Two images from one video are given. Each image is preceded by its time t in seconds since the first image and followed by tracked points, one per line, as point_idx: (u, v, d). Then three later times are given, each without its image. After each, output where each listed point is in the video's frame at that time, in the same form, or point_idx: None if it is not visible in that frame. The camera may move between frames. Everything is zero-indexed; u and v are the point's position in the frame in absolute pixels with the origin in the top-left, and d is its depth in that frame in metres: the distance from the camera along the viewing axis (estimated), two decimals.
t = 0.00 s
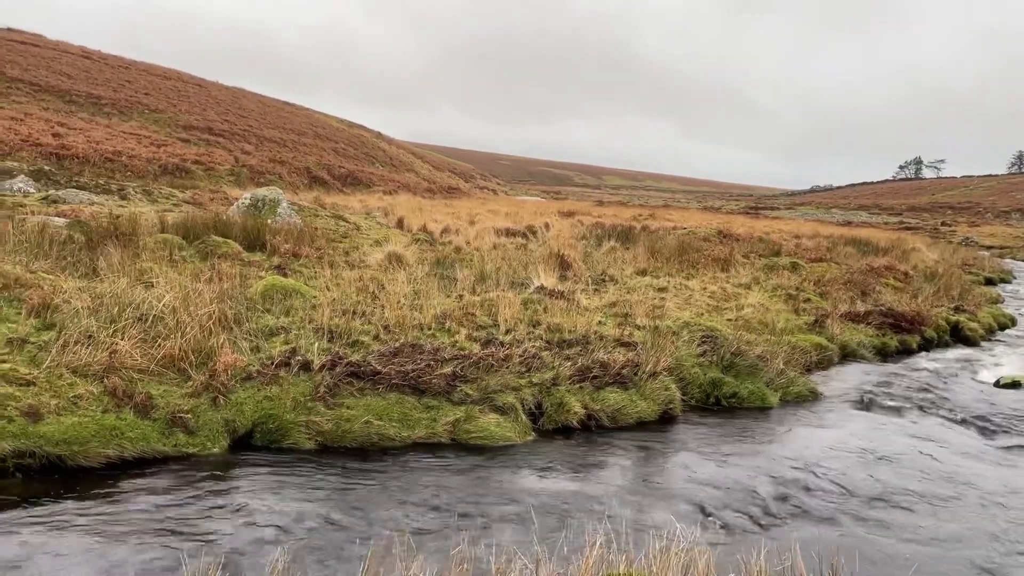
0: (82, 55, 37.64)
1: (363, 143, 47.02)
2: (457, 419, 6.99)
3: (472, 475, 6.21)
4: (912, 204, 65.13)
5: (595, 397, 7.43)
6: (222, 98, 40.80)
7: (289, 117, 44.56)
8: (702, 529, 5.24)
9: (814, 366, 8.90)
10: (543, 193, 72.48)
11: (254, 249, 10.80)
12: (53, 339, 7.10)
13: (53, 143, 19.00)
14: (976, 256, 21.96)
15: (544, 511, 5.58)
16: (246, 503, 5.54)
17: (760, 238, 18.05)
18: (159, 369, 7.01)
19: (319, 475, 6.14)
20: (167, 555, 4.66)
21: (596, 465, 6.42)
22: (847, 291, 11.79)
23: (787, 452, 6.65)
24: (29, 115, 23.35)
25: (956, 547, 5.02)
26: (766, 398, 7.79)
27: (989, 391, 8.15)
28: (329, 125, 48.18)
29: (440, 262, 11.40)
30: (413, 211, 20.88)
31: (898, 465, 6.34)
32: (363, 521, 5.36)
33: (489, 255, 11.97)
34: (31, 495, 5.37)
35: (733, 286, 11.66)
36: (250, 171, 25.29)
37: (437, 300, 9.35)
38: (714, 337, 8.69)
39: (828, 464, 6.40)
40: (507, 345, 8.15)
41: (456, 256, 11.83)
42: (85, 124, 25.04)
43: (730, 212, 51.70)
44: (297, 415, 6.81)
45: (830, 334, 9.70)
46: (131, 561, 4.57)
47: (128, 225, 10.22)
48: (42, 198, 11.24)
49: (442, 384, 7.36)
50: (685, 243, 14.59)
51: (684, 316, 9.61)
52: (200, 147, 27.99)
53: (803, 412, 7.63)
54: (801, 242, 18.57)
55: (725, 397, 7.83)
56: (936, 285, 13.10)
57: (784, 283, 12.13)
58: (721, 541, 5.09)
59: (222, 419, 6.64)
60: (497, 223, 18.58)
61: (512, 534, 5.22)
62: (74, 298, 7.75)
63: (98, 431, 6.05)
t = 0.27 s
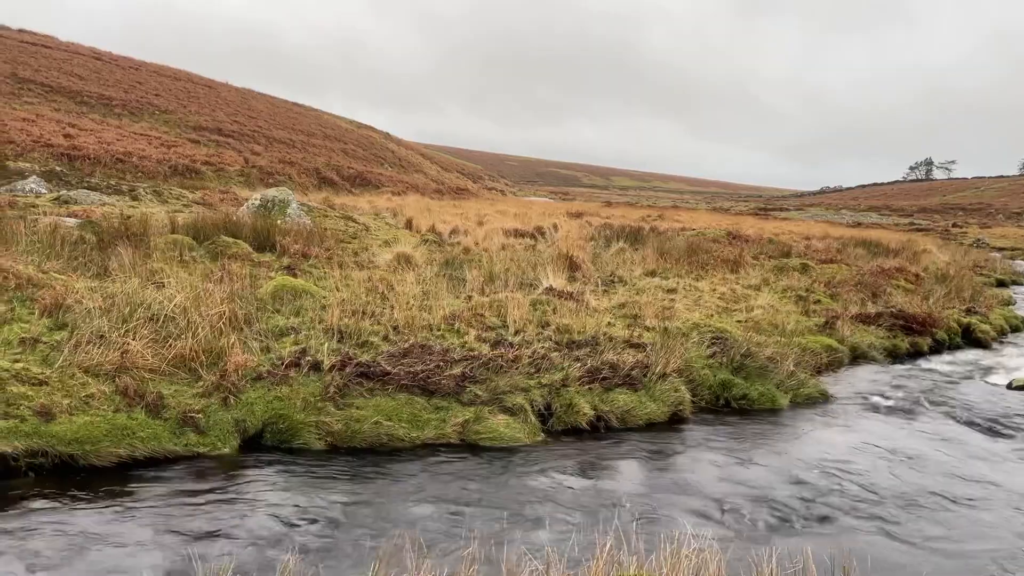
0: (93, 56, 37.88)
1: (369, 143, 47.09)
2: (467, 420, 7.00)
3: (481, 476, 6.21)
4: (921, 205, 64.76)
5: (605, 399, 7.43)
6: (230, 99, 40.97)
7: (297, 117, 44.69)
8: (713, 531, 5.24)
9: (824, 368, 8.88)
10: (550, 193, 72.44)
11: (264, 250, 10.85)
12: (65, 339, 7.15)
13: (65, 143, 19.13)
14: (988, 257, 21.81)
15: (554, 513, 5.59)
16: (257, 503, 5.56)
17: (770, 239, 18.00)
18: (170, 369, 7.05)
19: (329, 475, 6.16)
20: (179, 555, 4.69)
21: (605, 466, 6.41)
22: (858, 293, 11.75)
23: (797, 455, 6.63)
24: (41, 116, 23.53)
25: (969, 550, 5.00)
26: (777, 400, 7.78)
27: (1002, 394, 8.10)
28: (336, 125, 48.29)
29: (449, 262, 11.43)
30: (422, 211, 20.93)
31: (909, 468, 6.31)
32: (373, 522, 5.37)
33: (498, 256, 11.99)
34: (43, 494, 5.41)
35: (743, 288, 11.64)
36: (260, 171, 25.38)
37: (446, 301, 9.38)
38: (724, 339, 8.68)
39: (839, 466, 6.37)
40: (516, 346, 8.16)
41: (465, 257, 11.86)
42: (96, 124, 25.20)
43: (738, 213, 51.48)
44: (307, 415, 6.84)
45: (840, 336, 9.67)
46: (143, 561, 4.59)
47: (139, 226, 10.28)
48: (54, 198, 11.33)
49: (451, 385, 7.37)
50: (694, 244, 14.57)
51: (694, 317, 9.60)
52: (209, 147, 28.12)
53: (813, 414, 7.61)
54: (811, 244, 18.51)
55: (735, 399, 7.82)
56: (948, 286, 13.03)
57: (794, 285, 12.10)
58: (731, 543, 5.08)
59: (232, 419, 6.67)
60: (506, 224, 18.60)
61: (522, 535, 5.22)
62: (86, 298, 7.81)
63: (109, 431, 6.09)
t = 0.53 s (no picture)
0: (104, 57, 38.14)
1: (380, 144, 47.22)
2: (477, 420, 7.00)
3: (492, 476, 6.21)
4: (930, 206, 64.42)
5: (615, 399, 7.42)
6: (239, 99, 41.17)
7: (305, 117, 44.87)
8: (724, 532, 5.22)
9: (835, 370, 8.84)
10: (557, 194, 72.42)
11: (275, 250, 10.90)
12: (78, 338, 7.20)
13: (77, 144, 19.28)
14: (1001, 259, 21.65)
15: (564, 513, 5.58)
16: (268, 502, 5.58)
17: (780, 240, 17.95)
18: (182, 368, 7.09)
19: (340, 474, 6.18)
20: (190, 553, 4.71)
21: (616, 467, 6.41)
22: (870, 294, 11.70)
23: (808, 457, 6.61)
24: (54, 117, 23.70)
25: (983, 553, 4.96)
26: (788, 402, 7.75)
27: (1016, 396, 8.05)
28: (344, 125, 48.42)
29: (460, 263, 11.45)
30: (432, 212, 20.98)
31: (923, 470, 6.28)
32: (385, 521, 5.38)
33: (508, 256, 12.00)
34: (56, 492, 5.44)
35: (754, 289, 11.61)
36: (271, 171, 25.47)
37: (456, 301, 9.39)
38: (735, 340, 8.67)
39: (851, 468, 6.34)
40: (526, 346, 8.17)
41: (475, 258, 11.88)
42: (107, 125, 25.38)
43: (747, 214, 51.31)
44: (318, 415, 6.86)
45: (852, 337, 9.64)
46: (155, 558, 4.61)
47: (151, 226, 10.35)
48: (67, 198, 11.41)
49: (461, 385, 7.39)
50: (704, 245, 14.55)
51: (704, 318, 9.58)
52: (218, 148, 28.28)
53: (825, 416, 7.58)
54: (822, 245, 18.44)
55: (746, 400, 7.80)
56: (961, 288, 12.95)
57: (805, 286, 12.06)
58: (743, 544, 5.06)
59: (244, 418, 6.70)
60: (516, 224, 18.61)
61: (533, 535, 5.21)
62: (99, 297, 7.86)
63: (121, 429, 6.12)
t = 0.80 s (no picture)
0: (118, 59, 38.48)
1: (391, 145, 47.35)
2: (488, 421, 7.01)
3: (503, 476, 6.22)
4: (942, 207, 63.95)
5: (626, 401, 7.42)
6: (249, 100, 41.41)
7: (315, 118, 45.05)
8: (737, 534, 5.20)
9: (848, 371, 8.80)
10: (565, 194, 72.39)
11: (287, 250, 10.96)
12: (93, 337, 7.26)
13: (92, 145, 19.46)
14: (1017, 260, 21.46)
15: (576, 514, 5.57)
16: (281, 502, 5.61)
17: (792, 241, 17.87)
18: (196, 368, 7.13)
19: (352, 474, 6.20)
20: (204, 551, 4.75)
21: (627, 468, 6.40)
22: (883, 295, 11.63)
23: (821, 459, 6.57)
24: (68, 118, 23.94)
25: (999, 557, 4.92)
26: (800, 404, 7.72)
27: None
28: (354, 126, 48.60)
29: (470, 263, 11.48)
30: (443, 212, 21.03)
31: (938, 473, 6.23)
32: (397, 521, 5.39)
33: (519, 257, 12.01)
34: (70, 490, 5.49)
35: (766, 290, 11.56)
36: (283, 172, 25.59)
37: (467, 302, 9.41)
38: (747, 341, 8.64)
39: (864, 471, 6.31)
40: (537, 347, 8.17)
41: (485, 258, 11.90)
42: (121, 126, 25.58)
43: (757, 215, 51.08)
44: (330, 415, 6.89)
45: (865, 339, 9.58)
46: (170, 556, 4.65)
47: (164, 227, 10.43)
48: (81, 199, 11.53)
49: (472, 386, 7.40)
50: (716, 245, 14.50)
51: (716, 319, 9.56)
52: (229, 149, 28.47)
53: (837, 418, 7.54)
54: (834, 246, 18.35)
55: (758, 402, 7.78)
56: (976, 289, 12.85)
57: (818, 287, 12.01)
58: (755, 547, 5.04)
59: (256, 417, 6.74)
60: (527, 224, 18.62)
61: (544, 536, 5.21)
62: (113, 297, 7.93)
63: (136, 428, 6.17)
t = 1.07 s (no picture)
0: (133, 61, 38.84)
1: (402, 145, 47.46)
2: (499, 421, 7.02)
3: (514, 477, 6.23)
4: (955, 207, 63.48)
5: (637, 402, 7.40)
6: (261, 101, 41.68)
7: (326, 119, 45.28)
8: (748, 536, 5.18)
9: (861, 373, 8.74)
10: (574, 194, 72.28)
11: (299, 251, 11.03)
12: (108, 337, 7.33)
13: (106, 146, 19.67)
14: None
15: (587, 515, 5.57)
16: (293, 501, 5.64)
17: (805, 242, 17.78)
18: (208, 368, 7.19)
19: (364, 474, 6.23)
20: (217, 550, 4.78)
21: (638, 470, 6.39)
22: (897, 297, 11.55)
23: (833, 461, 6.53)
24: (84, 119, 24.18)
25: (1015, 562, 4.87)
26: (812, 406, 7.68)
27: None
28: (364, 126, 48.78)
29: (481, 264, 11.50)
30: (454, 213, 21.09)
31: (952, 476, 6.18)
32: (407, 521, 5.41)
33: (529, 258, 12.03)
34: (85, 489, 5.55)
35: (778, 291, 11.51)
36: (296, 173, 25.72)
37: (478, 303, 9.43)
38: (758, 343, 8.60)
39: (877, 474, 6.26)
40: (548, 348, 8.18)
41: (496, 259, 11.92)
42: (135, 127, 25.84)
43: (769, 215, 50.80)
44: (342, 415, 6.92)
45: (878, 341, 9.52)
46: (183, 555, 4.68)
47: (178, 227, 10.52)
48: (97, 200, 11.66)
49: (483, 386, 7.41)
50: (727, 247, 14.45)
51: (727, 321, 9.53)
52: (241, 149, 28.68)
53: (851, 420, 7.48)
54: (847, 247, 18.24)
55: (770, 404, 7.74)
56: (991, 291, 12.73)
57: (830, 289, 11.94)
58: (767, 549, 5.02)
59: (268, 417, 6.78)
60: (538, 226, 18.64)
61: (555, 536, 5.21)
62: (128, 298, 8.01)
63: (149, 428, 6.23)
